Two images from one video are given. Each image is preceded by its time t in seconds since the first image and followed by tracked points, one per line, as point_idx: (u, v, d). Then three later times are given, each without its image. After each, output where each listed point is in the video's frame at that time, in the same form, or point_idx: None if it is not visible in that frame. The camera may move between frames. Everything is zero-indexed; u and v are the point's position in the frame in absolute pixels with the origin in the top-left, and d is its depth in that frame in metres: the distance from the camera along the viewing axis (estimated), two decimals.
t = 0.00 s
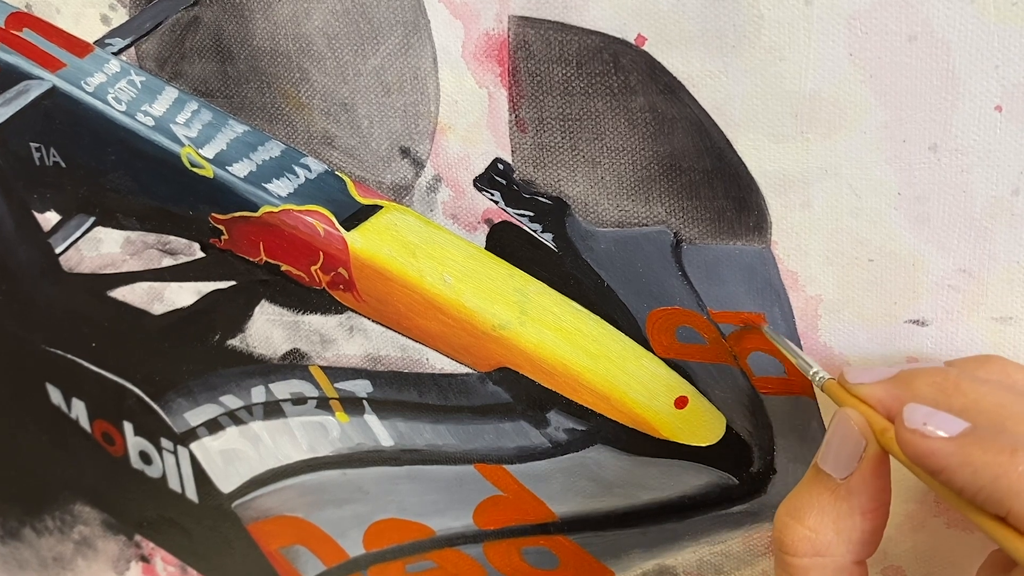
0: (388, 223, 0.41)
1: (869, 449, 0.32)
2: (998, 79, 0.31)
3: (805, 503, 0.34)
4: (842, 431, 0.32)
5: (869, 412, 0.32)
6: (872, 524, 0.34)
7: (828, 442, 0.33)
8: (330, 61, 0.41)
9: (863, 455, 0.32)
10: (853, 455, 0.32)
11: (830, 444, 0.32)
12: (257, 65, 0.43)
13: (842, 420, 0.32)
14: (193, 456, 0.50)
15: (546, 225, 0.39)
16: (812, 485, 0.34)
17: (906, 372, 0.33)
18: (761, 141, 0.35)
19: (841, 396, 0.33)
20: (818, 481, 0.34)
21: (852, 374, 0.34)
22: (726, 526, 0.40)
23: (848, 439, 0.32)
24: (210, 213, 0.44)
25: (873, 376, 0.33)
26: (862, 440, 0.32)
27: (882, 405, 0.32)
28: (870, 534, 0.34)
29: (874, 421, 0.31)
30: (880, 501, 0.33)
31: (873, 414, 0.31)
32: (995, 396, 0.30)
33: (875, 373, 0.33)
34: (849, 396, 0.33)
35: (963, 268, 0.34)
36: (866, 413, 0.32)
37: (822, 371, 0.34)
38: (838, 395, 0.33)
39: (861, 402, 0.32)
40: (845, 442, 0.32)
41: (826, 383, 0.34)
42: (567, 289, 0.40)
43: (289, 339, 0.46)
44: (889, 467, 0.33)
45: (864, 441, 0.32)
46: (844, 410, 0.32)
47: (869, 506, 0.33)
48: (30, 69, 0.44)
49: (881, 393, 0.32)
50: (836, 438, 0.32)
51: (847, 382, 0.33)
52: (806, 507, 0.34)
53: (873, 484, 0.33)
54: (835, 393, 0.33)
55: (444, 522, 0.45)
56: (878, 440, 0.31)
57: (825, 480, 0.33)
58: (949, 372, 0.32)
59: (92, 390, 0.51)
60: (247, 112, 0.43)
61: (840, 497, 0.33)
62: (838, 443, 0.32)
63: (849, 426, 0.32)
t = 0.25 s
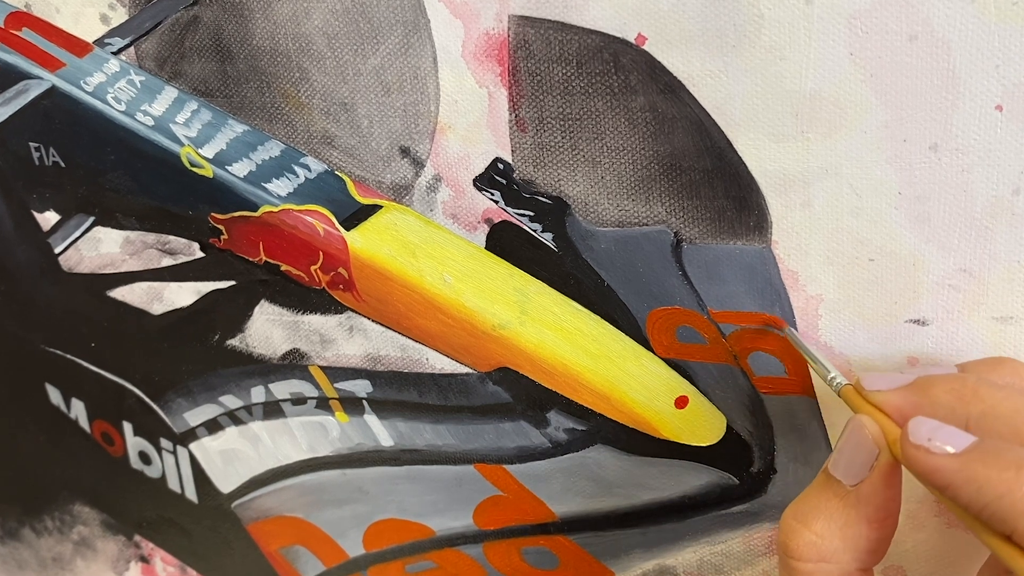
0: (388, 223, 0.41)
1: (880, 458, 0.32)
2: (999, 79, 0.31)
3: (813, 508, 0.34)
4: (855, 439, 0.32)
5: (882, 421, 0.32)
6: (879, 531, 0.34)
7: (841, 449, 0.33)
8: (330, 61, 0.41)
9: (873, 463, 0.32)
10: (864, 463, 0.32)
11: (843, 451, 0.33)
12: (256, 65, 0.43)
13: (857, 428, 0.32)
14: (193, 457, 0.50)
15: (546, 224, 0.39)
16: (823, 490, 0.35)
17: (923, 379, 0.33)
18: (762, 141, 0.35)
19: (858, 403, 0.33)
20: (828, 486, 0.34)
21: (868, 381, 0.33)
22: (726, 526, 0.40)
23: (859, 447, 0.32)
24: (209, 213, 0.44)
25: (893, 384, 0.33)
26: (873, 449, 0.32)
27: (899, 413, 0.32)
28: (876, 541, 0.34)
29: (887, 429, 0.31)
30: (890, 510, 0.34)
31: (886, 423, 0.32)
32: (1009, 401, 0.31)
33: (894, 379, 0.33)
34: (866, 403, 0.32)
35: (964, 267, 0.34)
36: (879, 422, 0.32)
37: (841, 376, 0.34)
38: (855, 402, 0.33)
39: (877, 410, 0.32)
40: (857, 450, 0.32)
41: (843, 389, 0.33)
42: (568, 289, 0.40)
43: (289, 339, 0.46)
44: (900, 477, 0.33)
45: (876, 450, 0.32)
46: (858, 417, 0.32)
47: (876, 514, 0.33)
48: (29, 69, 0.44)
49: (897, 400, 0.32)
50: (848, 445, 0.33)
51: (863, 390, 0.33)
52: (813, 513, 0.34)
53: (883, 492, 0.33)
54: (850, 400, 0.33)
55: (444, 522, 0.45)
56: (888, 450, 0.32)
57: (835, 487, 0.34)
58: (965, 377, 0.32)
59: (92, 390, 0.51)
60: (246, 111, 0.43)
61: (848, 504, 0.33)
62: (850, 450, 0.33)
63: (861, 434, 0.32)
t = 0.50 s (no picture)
0: (386, 224, 0.41)
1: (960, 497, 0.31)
2: (1000, 80, 0.31)
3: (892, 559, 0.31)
4: (931, 480, 0.31)
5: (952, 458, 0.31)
6: None
7: (909, 491, 0.31)
8: (329, 61, 0.41)
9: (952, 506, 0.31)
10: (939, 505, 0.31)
11: (917, 494, 0.31)
12: (254, 65, 0.43)
13: (923, 465, 0.31)
14: (191, 458, 0.50)
15: (545, 226, 0.39)
16: (893, 539, 0.32)
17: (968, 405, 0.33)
18: (761, 142, 0.34)
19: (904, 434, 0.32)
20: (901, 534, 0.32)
21: (914, 408, 0.33)
22: (725, 529, 0.40)
23: (939, 488, 0.31)
24: (207, 214, 0.44)
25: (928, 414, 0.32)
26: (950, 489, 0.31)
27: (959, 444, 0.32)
28: None
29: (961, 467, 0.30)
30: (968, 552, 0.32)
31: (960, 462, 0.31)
32: None
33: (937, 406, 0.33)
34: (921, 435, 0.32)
35: (964, 269, 0.33)
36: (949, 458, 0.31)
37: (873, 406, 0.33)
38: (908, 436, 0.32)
39: (938, 443, 0.32)
40: (936, 492, 0.31)
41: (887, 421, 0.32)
42: (566, 291, 0.40)
43: (287, 340, 0.46)
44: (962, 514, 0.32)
45: (955, 490, 0.31)
46: (924, 455, 0.31)
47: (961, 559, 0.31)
48: (27, 69, 0.44)
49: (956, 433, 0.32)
50: (923, 488, 0.31)
51: (909, 418, 0.32)
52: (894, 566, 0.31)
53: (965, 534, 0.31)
54: (903, 433, 0.32)
55: (442, 524, 0.45)
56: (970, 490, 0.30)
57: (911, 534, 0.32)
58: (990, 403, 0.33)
59: (90, 391, 0.51)
60: (244, 112, 0.43)
61: (932, 550, 0.31)
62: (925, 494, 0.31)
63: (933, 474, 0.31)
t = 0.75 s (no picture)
0: (386, 224, 0.41)
1: (886, 487, 0.32)
2: (1000, 79, 0.31)
3: (827, 552, 0.32)
4: (856, 472, 0.32)
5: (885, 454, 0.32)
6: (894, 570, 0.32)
7: (841, 485, 0.32)
8: (328, 61, 0.41)
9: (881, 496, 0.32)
10: (866, 494, 0.32)
11: (844, 486, 0.32)
12: (254, 65, 0.42)
13: (858, 460, 0.32)
14: (191, 458, 0.50)
15: (545, 226, 0.39)
16: (824, 532, 0.33)
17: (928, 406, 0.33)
18: (761, 141, 0.34)
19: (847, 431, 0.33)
20: (832, 526, 0.33)
21: (866, 409, 0.33)
22: (725, 529, 0.40)
23: (863, 479, 0.32)
24: (207, 214, 0.44)
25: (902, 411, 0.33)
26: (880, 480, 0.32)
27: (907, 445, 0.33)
28: None
29: (888, 461, 0.32)
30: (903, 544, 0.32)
31: (898, 462, 0.32)
32: None
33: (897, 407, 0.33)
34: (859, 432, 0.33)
35: (964, 270, 0.33)
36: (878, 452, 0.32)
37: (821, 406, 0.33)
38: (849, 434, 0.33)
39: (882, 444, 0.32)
40: (862, 483, 0.32)
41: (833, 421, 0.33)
42: (566, 291, 0.40)
43: (286, 340, 0.46)
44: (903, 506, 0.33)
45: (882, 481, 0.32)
46: (851, 449, 0.33)
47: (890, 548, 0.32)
48: (26, 68, 0.44)
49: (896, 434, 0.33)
50: (853, 479, 0.32)
51: (861, 418, 0.33)
52: (828, 559, 0.32)
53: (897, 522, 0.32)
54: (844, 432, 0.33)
55: (442, 524, 0.45)
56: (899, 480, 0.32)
57: (841, 526, 0.33)
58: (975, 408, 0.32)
59: (90, 391, 0.51)
60: (244, 111, 0.43)
61: (865, 538, 0.32)
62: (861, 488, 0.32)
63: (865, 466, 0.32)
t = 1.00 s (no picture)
0: (386, 224, 0.41)
1: (806, 460, 0.32)
2: (1001, 79, 0.31)
3: (746, 508, 0.34)
4: (789, 446, 0.32)
5: (815, 436, 0.32)
6: (812, 530, 0.33)
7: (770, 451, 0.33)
8: (328, 60, 0.41)
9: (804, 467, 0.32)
10: (785, 459, 0.32)
11: (774, 455, 0.32)
12: (253, 64, 0.42)
13: (784, 433, 0.32)
14: (190, 458, 0.50)
15: (545, 225, 0.39)
16: (753, 492, 0.34)
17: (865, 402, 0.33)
18: (761, 141, 0.34)
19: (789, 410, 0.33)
20: (759, 487, 0.34)
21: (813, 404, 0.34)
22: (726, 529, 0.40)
23: (793, 454, 0.32)
24: (207, 214, 0.43)
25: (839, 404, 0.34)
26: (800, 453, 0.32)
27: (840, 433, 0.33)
28: (812, 539, 0.33)
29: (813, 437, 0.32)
30: (818, 507, 0.33)
31: (823, 443, 0.32)
32: (952, 432, 0.31)
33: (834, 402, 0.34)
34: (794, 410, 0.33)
35: (965, 269, 0.33)
36: (809, 428, 0.32)
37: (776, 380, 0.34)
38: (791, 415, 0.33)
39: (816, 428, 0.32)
40: (794, 457, 0.32)
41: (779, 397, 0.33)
42: (566, 290, 0.40)
43: (286, 340, 0.46)
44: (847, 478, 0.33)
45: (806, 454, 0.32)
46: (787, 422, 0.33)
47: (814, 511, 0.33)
48: (25, 68, 0.44)
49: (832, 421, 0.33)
50: (783, 452, 0.32)
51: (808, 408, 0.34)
52: (747, 514, 0.33)
53: (812, 492, 0.32)
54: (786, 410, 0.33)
55: (442, 525, 0.45)
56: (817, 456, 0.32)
57: (765, 486, 0.33)
58: (910, 403, 0.32)
59: (89, 391, 0.51)
60: (243, 111, 0.43)
61: (779, 502, 0.33)
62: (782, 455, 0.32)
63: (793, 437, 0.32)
